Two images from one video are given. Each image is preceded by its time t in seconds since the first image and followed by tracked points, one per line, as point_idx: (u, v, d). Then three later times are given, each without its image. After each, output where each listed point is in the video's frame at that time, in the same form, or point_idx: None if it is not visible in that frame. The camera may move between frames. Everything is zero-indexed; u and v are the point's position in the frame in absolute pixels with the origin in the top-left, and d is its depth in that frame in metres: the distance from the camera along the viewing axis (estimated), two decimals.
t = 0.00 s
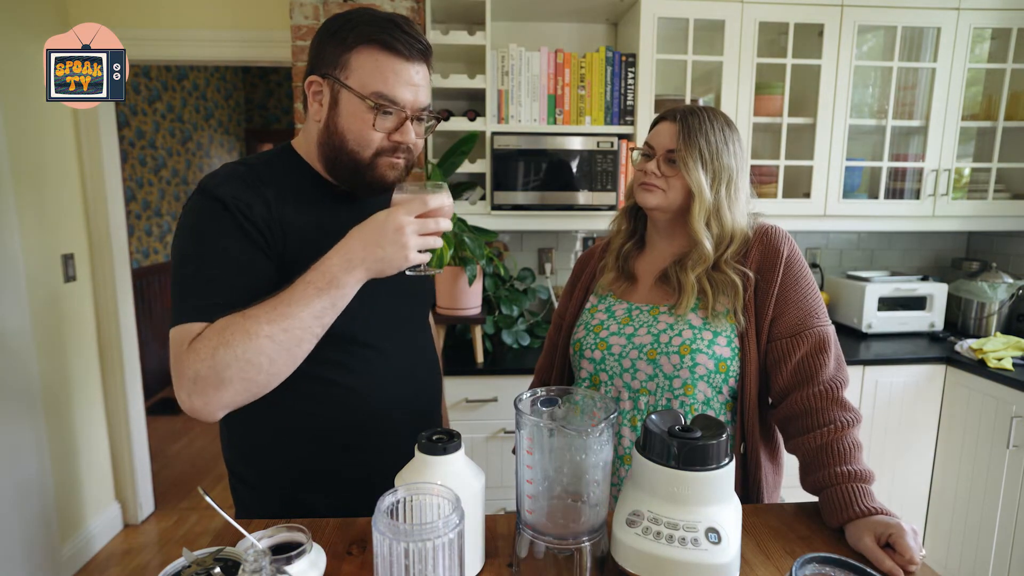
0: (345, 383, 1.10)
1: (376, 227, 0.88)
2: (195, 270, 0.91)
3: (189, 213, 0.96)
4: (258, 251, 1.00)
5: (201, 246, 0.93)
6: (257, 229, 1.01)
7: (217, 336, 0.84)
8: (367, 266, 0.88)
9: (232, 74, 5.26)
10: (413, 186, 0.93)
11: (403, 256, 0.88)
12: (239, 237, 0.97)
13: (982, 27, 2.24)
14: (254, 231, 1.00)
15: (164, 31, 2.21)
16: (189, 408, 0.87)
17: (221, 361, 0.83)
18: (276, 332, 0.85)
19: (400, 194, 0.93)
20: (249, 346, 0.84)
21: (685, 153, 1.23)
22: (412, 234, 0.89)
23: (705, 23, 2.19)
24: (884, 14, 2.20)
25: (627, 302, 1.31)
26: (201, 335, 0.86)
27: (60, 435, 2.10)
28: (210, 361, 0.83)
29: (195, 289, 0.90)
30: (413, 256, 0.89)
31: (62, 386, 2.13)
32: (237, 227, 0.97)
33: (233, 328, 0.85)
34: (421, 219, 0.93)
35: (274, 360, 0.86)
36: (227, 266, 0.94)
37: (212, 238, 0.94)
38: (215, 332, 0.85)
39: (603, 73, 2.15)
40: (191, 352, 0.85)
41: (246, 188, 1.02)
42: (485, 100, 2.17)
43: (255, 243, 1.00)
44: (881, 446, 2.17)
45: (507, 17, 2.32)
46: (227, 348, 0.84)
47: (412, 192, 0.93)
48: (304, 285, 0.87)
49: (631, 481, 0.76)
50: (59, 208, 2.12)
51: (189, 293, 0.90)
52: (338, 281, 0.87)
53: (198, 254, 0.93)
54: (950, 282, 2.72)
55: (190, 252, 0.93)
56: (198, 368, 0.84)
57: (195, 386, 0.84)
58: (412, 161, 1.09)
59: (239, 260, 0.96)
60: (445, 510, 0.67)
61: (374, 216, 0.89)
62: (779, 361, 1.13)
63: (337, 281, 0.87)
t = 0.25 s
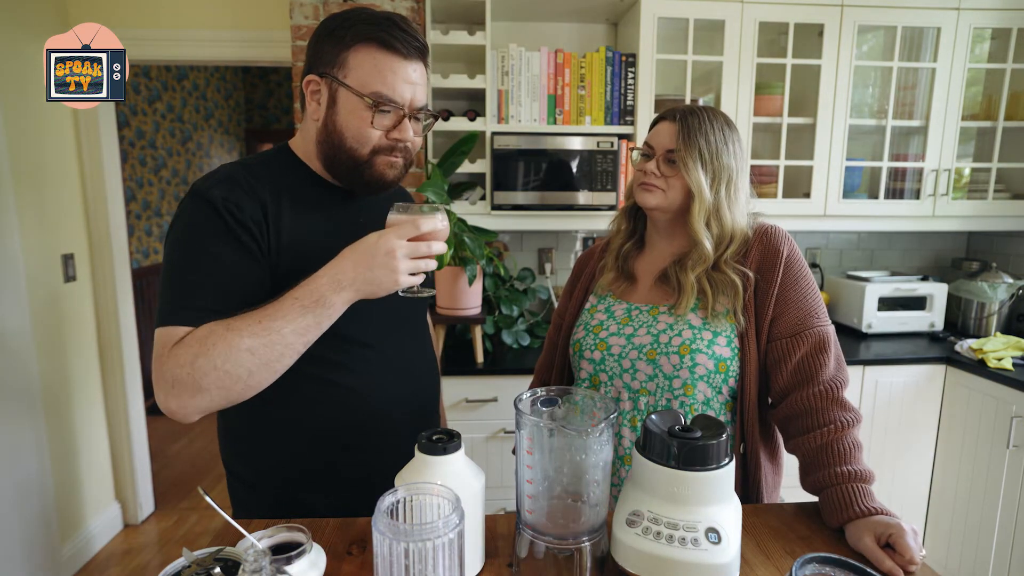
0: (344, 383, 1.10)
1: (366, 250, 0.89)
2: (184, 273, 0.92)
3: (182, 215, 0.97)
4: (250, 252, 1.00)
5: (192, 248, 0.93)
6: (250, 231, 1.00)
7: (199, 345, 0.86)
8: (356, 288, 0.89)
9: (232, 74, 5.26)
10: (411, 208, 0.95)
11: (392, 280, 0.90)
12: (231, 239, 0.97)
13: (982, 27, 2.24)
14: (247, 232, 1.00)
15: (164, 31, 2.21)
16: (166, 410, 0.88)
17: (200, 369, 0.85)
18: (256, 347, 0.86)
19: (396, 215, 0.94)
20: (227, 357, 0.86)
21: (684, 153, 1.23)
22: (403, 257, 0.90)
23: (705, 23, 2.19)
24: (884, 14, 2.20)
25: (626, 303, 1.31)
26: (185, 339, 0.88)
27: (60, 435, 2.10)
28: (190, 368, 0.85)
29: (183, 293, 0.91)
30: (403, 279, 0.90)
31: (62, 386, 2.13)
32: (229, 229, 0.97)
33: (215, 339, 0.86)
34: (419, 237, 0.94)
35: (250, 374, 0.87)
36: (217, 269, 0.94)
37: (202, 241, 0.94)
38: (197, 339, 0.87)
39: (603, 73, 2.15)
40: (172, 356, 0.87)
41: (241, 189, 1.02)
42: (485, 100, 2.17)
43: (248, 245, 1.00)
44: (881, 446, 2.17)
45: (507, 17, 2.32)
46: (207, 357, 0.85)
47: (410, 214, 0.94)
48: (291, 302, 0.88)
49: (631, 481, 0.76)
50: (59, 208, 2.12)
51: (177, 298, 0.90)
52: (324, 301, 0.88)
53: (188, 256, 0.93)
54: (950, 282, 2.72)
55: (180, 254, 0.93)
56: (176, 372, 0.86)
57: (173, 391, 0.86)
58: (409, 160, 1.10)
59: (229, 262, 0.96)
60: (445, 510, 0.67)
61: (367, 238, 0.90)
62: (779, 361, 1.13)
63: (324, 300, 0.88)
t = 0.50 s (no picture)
0: (345, 383, 1.10)
1: (362, 251, 0.90)
2: (180, 274, 0.92)
3: (179, 215, 0.97)
4: (247, 253, 1.00)
5: (188, 249, 0.93)
6: (247, 231, 1.00)
7: (195, 345, 0.87)
8: (351, 289, 0.90)
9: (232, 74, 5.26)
10: (409, 210, 0.95)
11: (388, 280, 0.90)
12: (228, 240, 0.97)
13: (982, 27, 2.24)
14: (244, 233, 1.00)
15: (164, 31, 2.21)
16: (163, 410, 0.89)
17: (196, 369, 0.86)
18: (252, 347, 0.87)
19: (392, 215, 0.94)
20: (223, 358, 0.86)
21: (683, 153, 1.23)
22: (397, 258, 0.90)
23: (705, 23, 2.19)
24: (883, 14, 2.20)
25: (625, 303, 1.31)
26: (180, 340, 0.88)
27: (60, 434, 2.10)
28: (185, 369, 0.86)
29: (179, 294, 0.91)
30: (399, 279, 0.91)
31: (62, 385, 2.13)
32: (226, 230, 0.97)
33: (211, 339, 0.87)
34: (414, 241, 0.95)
35: (245, 374, 0.88)
36: (213, 269, 0.94)
37: (199, 241, 0.94)
38: (193, 340, 0.87)
39: (603, 73, 2.15)
40: (168, 357, 0.87)
41: (238, 189, 1.02)
42: (485, 100, 2.17)
43: (245, 245, 0.99)
44: (881, 446, 2.17)
45: (507, 17, 2.32)
46: (203, 358, 0.86)
47: (407, 215, 0.94)
48: (286, 303, 0.88)
49: (631, 482, 0.76)
50: (59, 208, 2.12)
51: (172, 299, 0.91)
52: (320, 302, 0.89)
53: (184, 257, 0.93)
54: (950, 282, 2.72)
55: (176, 255, 0.93)
56: (172, 372, 0.86)
57: (169, 390, 0.86)
58: (404, 165, 1.10)
59: (226, 263, 0.96)
60: (445, 510, 0.67)
61: (362, 239, 0.91)
62: (777, 361, 1.13)
63: (319, 301, 0.89)
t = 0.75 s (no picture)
0: (345, 383, 1.10)
1: (360, 250, 0.90)
2: (179, 274, 0.92)
3: (178, 216, 0.97)
4: (246, 253, 1.00)
5: (187, 249, 0.93)
6: (246, 231, 1.00)
7: (196, 344, 0.87)
8: (350, 288, 0.90)
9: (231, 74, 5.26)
10: (408, 209, 0.98)
11: (386, 279, 0.91)
12: (226, 240, 0.97)
13: (982, 27, 2.24)
14: (243, 233, 1.00)
15: (164, 31, 2.21)
16: (164, 411, 0.89)
17: (195, 369, 0.86)
18: (250, 346, 0.87)
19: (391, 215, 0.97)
20: (222, 356, 0.86)
21: (681, 154, 1.23)
22: (396, 257, 0.91)
23: (705, 23, 2.19)
24: (883, 14, 2.20)
25: (624, 303, 1.31)
26: (181, 340, 0.89)
27: (60, 434, 2.10)
28: (185, 369, 0.86)
29: (178, 294, 0.91)
30: (396, 278, 0.91)
31: (62, 385, 2.13)
32: (225, 230, 0.97)
33: (210, 338, 0.87)
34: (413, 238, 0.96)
35: (245, 373, 0.88)
36: (212, 269, 0.94)
37: (197, 241, 0.94)
38: (193, 339, 0.87)
39: (603, 73, 2.15)
40: (167, 357, 0.87)
41: (237, 189, 1.01)
42: (485, 100, 2.17)
43: (244, 245, 0.99)
44: (881, 446, 2.17)
45: (507, 17, 2.32)
46: (202, 357, 0.86)
47: (406, 214, 0.98)
48: (285, 303, 0.89)
49: (631, 482, 0.76)
50: (59, 208, 2.12)
51: (172, 299, 0.91)
52: (318, 301, 0.89)
53: (184, 257, 0.93)
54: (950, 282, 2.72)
55: (176, 255, 0.93)
56: (172, 372, 0.86)
57: (169, 390, 0.87)
58: (404, 163, 1.10)
59: (225, 263, 0.96)
60: (444, 510, 0.67)
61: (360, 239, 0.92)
62: (776, 361, 1.13)
63: (318, 301, 0.89)
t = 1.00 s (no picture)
0: (345, 383, 1.10)
1: (360, 253, 0.91)
2: (179, 274, 0.92)
3: (178, 216, 0.97)
4: (246, 253, 1.00)
5: (187, 249, 0.93)
6: (246, 232, 1.00)
7: (195, 345, 0.87)
8: (350, 290, 0.91)
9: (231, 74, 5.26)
10: (409, 211, 0.94)
11: (386, 281, 0.91)
12: (226, 241, 0.97)
13: (982, 27, 2.24)
14: (243, 233, 1.00)
15: (163, 31, 2.21)
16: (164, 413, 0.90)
17: (194, 370, 0.86)
18: (250, 348, 0.87)
19: (391, 217, 0.94)
20: (221, 358, 0.87)
21: (680, 154, 1.23)
22: (397, 260, 0.91)
23: (705, 23, 2.19)
24: (883, 14, 2.20)
25: (624, 303, 1.31)
26: (181, 340, 0.89)
27: (60, 434, 2.10)
28: (184, 370, 0.86)
29: (178, 293, 0.91)
30: (396, 281, 0.92)
31: (62, 384, 2.13)
32: (224, 230, 0.97)
33: (210, 340, 0.88)
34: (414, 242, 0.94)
35: (245, 374, 0.88)
36: (212, 269, 0.94)
37: (197, 241, 0.94)
38: (192, 340, 0.88)
39: (603, 73, 2.15)
40: (167, 357, 0.87)
41: (237, 190, 1.02)
42: (485, 100, 2.17)
43: (244, 245, 0.99)
44: (881, 446, 2.17)
45: (507, 17, 2.32)
46: (202, 358, 0.87)
47: (407, 217, 0.94)
48: (286, 305, 0.90)
49: (631, 482, 0.76)
50: (59, 208, 2.13)
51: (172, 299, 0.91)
52: (319, 303, 0.90)
53: (183, 258, 0.93)
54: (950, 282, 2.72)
55: (176, 255, 0.93)
56: (171, 372, 0.87)
57: (169, 390, 0.87)
58: (404, 160, 1.10)
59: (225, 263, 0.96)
60: (445, 510, 0.67)
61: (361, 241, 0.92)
62: (776, 361, 1.13)
63: (318, 303, 0.90)
